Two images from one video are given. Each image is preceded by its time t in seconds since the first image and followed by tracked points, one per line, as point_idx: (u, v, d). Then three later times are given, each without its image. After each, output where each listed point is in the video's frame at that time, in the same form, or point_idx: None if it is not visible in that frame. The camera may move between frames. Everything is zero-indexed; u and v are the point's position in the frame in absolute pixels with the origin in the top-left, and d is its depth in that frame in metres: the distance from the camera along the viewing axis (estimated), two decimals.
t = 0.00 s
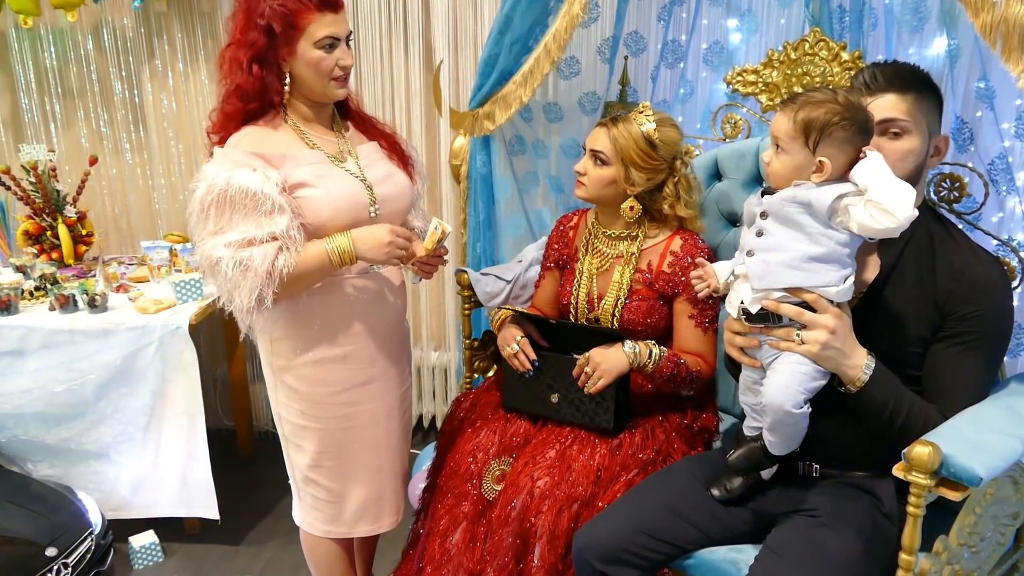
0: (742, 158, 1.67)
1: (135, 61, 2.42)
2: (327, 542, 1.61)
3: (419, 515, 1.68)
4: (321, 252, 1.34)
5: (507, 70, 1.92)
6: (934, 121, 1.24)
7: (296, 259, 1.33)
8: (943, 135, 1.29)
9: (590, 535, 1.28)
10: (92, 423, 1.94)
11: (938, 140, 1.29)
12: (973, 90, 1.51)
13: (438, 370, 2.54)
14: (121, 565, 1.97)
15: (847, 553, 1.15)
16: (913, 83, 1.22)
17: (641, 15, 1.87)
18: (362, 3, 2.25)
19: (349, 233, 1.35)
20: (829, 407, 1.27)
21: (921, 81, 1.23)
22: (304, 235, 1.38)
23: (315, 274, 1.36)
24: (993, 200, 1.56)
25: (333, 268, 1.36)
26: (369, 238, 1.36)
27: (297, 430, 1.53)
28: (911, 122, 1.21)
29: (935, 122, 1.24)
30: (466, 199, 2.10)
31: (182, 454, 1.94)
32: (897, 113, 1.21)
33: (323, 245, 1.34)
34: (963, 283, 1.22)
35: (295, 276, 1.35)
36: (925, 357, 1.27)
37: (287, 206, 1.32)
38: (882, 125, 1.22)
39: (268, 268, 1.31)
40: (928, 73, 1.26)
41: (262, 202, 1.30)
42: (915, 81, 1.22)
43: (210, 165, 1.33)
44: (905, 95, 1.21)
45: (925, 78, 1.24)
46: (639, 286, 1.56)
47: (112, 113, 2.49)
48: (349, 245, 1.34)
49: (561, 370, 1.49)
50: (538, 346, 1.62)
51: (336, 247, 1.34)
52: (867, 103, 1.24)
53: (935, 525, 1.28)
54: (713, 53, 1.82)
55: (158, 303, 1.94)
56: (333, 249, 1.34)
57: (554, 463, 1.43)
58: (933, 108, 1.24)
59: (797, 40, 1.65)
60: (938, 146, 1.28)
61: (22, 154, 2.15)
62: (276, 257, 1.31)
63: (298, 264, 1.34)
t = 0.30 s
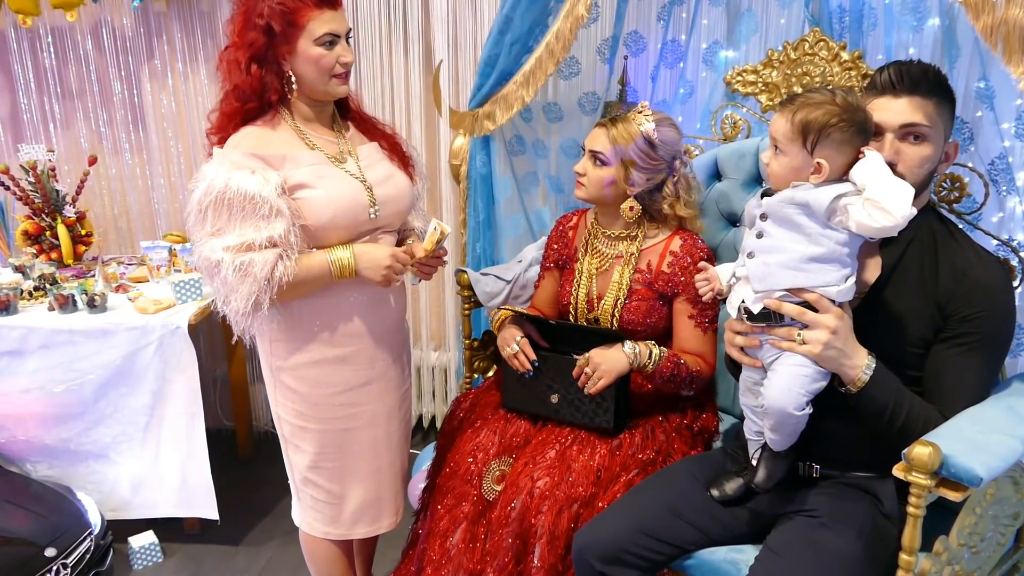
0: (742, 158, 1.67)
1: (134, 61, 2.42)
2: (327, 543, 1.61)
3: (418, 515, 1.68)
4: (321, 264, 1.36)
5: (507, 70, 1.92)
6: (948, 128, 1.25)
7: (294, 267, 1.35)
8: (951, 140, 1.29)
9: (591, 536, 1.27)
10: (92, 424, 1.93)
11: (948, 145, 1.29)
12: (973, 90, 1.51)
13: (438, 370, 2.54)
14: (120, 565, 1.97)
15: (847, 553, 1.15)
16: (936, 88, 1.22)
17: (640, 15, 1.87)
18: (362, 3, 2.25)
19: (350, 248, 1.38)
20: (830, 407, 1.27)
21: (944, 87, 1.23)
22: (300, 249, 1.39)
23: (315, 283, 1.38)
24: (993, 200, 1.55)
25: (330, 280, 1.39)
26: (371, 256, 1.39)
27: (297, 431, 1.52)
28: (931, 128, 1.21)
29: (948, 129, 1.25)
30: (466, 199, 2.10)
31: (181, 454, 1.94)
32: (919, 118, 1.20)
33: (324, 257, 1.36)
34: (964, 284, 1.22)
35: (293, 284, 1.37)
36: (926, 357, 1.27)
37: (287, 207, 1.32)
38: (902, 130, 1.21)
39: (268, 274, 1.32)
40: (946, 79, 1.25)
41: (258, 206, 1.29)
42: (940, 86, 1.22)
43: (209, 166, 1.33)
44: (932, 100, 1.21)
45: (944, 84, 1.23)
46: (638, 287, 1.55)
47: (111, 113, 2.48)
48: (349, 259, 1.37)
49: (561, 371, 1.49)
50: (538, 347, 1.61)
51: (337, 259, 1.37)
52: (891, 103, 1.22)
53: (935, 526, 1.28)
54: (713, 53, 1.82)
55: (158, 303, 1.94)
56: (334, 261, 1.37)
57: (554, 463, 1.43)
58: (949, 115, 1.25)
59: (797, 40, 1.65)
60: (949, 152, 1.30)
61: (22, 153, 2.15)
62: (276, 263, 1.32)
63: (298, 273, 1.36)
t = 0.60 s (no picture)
0: (743, 158, 1.66)
1: (135, 61, 2.42)
2: (327, 544, 1.61)
3: (419, 516, 1.68)
4: (324, 269, 1.37)
5: (507, 70, 1.92)
6: (947, 129, 1.25)
7: (296, 271, 1.36)
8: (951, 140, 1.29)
9: (591, 537, 1.27)
10: (92, 424, 1.93)
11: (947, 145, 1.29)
12: (974, 90, 1.51)
13: (438, 370, 2.54)
14: (121, 565, 1.97)
15: (848, 554, 1.15)
16: (936, 87, 1.21)
17: (641, 15, 1.87)
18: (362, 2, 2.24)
19: (355, 254, 1.40)
20: (829, 408, 1.27)
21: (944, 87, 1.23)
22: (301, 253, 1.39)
23: (317, 288, 1.38)
24: (994, 201, 1.55)
25: (333, 287, 1.40)
26: (374, 262, 1.40)
27: (297, 432, 1.52)
28: (929, 127, 1.21)
29: (947, 128, 1.25)
30: (467, 199, 2.10)
31: (182, 454, 1.94)
32: (917, 117, 1.20)
33: (326, 262, 1.37)
34: (964, 285, 1.21)
35: (295, 289, 1.37)
36: (927, 358, 1.26)
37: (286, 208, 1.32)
38: (901, 129, 1.22)
39: (269, 278, 1.32)
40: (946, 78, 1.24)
41: (258, 207, 1.29)
42: (939, 87, 1.21)
43: (209, 167, 1.33)
44: (931, 100, 1.20)
45: (943, 84, 1.22)
46: (639, 287, 1.55)
47: (112, 113, 2.48)
48: (354, 266, 1.39)
49: (561, 371, 1.49)
50: (538, 346, 1.59)
51: (341, 264, 1.38)
52: (890, 102, 1.22)
53: (937, 527, 1.27)
54: (714, 53, 1.82)
55: (158, 303, 1.94)
56: (339, 267, 1.38)
57: (554, 464, 1.43)
58: (949, 116, 1.24)
59: (797, 40, 1.65)
60: (948, 152, 1.30)
61: (22, 153, 2.15)
62: (277, 266, 1.32)
63: (300, 277, 1.36)
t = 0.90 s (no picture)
0: (747, 158, 1.66)
1: (139, 61, 2.42)
2: (329, 546, 1.60)
3: (421, 517, 1.67)
4: (329, 271, 1.37)
5: (511, 70, 1.91)
6: (955, 129, 1.24)
7: (301, 273, 1.35)
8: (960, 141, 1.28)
9: (594, 540, 1.26)
10: (95, 424, 1.94)
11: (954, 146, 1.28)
12: (980, 90, 1.50)
13: (441, 371, 2.53)
14: (124, 565, 1.97)
15: (854, 558, 1.14)
16: (944, 87, 1.20)
17: (645, 15, 1.86)
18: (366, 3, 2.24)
19: (360, 258, 1.39)
20: (833, 411, 1.26)
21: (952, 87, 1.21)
22: (305, 255, 1.38)
23: (320, 290, 1.38)
24: (1001, 202, 1.55)
25: (337, 290, 1.40)
26: (380, 268, 1.40)
27: (300, 433, 1.52)
28: (938, 126, 1.20)
29: (955, 128, 1.24)
30: (470, 199, 2.10)
31: (184, 455, 1.94)
32: (925, 116, 1.19)
33: (331, 265, 1.37)
34: (970, 285, 1.20)
35: (299, 292, 1.37)
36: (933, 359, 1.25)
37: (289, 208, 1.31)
38: (909, 128, 1.20)
39: (275, 278, 1.31)
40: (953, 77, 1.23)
41: (264, 207, 1.29)
42: (947, 86, 1.20)
43: (214, 167, 1.32)
44: (938, 99, 1.19)
45: (951, 83, 1.21)
46: (642, 287, 1.54)
47: (115, 113, 2.48)
48: (358, 268, 1.38)
49: (563, 373, 1.48)
50: (540, 348, 1.59)
51: (344, 267, 1.37)
52: (897, 101, 1.21)
53: (943, 531, 1.27)
54: (719, 53, 1.81)
55: (161, 303, 1.94)
56: (343, 270, 1.37)
57: (557, 465, 1.42)
58: (957, 116, 1.23)
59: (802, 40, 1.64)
60: (956, 153, 1.29)
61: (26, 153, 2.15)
62: (282, 267, 1.32)
63: (306, 278, 1.36)
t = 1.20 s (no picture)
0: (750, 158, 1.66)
1: (141, 61, 2.42)
2: (330, 547, 1.60)
3: (422, 517, 1.67)
4: (333, 273, 1.37)
5: (513, 70, 1.91)
6: (956, 129, 1.23)
7: (306, 273, 1.35)
8: (961, 142, 1.28)
9: (596, 540, 1.26)
10: (97, 424, 1.94)
11: (955, 147, 1.27)
12: (984, 91, 1.50)
13: (443, 371, 2.54)
14: (125, 565, 1.97)
15: (856, 560, 1.14)
16: (944, 87, 1.20)
17: (647, 14, 1.86)
18: (368, 2, 2.24)
19: (365, 258, 1.39)
20: (836, 413, 1.26)
21: (953, 87, 1.21)
22: (311, 255, 1.38)
23: (325, 291, 1.38)
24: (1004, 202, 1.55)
25: (341, 290, 1.40)
26: (384, 268, 1.40)
27: (302, 433, 1.52)
28: (938, 126, 1.20)
29: (956, 128, 1.23)
30: (472, 199, 2.10)
31: (186, 454, 1.94)
32: (925, 117, 1.19)
33: (336, 266, 1.37)
34: (973, 286, 1.19)
35: (302, 292, 1.37)
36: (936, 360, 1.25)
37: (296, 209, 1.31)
38: (909, 128, 1.20)
39: (279, 278, 1.31)
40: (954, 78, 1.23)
41: (269, 207, 1.29)
42: (948, 87, 1.20)
43: (219, 166, 1.32)
44: (938, 100, 1.19)
45: (951, 83, 1.21)
46: (644, 288, 1.54)
47: (118, 113, 2.49)
48: (361, 270, 1.38)
49: (565, 374, 1.48)
50: (543, 349, 1.60)
51: (350, 268, 1.37)
52: (897, 101, 1.21)
53: (945, 533, 1.26)
54: (721, 53, 1.81)
55: (163, 303, 1.94)
56: (347, 271, 1.37)
57: (559, 466, 1.42)
58: (958, 116, 1.23)
59: (805, 40, 1.64)
60: (957, 153, 1.28)
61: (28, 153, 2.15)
62: (287, 266, 1.32)
63: (310, 280, 1.36)
